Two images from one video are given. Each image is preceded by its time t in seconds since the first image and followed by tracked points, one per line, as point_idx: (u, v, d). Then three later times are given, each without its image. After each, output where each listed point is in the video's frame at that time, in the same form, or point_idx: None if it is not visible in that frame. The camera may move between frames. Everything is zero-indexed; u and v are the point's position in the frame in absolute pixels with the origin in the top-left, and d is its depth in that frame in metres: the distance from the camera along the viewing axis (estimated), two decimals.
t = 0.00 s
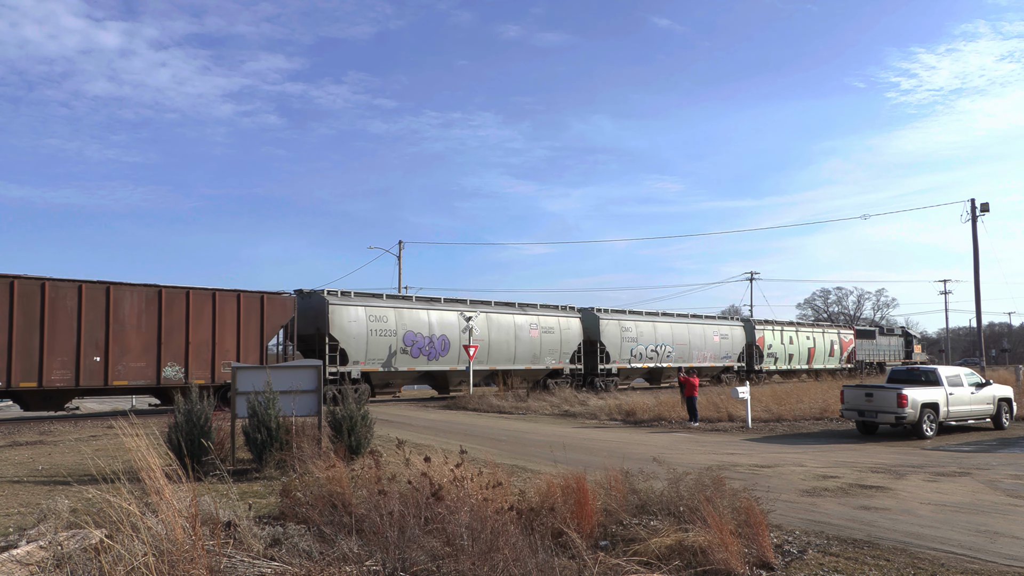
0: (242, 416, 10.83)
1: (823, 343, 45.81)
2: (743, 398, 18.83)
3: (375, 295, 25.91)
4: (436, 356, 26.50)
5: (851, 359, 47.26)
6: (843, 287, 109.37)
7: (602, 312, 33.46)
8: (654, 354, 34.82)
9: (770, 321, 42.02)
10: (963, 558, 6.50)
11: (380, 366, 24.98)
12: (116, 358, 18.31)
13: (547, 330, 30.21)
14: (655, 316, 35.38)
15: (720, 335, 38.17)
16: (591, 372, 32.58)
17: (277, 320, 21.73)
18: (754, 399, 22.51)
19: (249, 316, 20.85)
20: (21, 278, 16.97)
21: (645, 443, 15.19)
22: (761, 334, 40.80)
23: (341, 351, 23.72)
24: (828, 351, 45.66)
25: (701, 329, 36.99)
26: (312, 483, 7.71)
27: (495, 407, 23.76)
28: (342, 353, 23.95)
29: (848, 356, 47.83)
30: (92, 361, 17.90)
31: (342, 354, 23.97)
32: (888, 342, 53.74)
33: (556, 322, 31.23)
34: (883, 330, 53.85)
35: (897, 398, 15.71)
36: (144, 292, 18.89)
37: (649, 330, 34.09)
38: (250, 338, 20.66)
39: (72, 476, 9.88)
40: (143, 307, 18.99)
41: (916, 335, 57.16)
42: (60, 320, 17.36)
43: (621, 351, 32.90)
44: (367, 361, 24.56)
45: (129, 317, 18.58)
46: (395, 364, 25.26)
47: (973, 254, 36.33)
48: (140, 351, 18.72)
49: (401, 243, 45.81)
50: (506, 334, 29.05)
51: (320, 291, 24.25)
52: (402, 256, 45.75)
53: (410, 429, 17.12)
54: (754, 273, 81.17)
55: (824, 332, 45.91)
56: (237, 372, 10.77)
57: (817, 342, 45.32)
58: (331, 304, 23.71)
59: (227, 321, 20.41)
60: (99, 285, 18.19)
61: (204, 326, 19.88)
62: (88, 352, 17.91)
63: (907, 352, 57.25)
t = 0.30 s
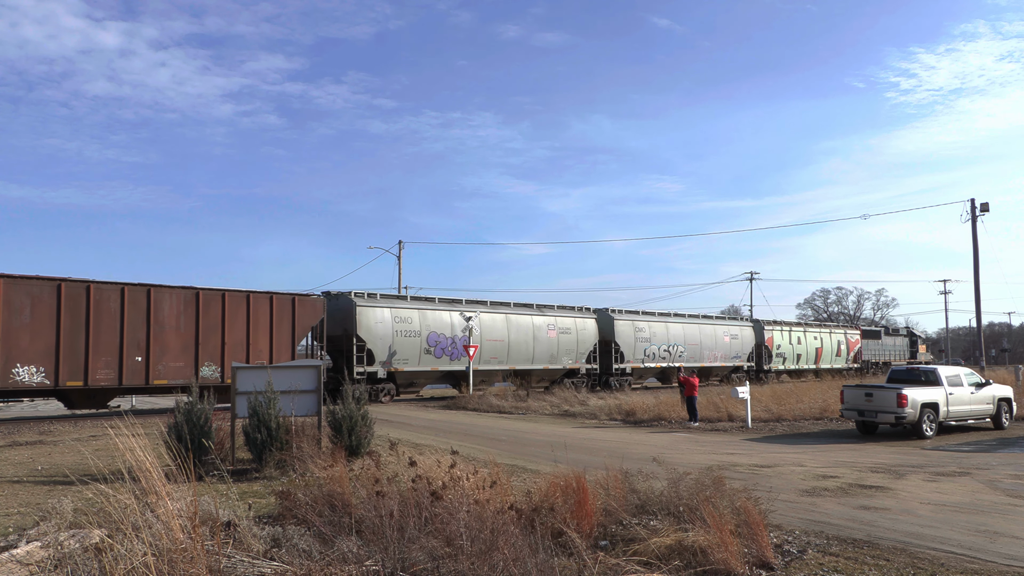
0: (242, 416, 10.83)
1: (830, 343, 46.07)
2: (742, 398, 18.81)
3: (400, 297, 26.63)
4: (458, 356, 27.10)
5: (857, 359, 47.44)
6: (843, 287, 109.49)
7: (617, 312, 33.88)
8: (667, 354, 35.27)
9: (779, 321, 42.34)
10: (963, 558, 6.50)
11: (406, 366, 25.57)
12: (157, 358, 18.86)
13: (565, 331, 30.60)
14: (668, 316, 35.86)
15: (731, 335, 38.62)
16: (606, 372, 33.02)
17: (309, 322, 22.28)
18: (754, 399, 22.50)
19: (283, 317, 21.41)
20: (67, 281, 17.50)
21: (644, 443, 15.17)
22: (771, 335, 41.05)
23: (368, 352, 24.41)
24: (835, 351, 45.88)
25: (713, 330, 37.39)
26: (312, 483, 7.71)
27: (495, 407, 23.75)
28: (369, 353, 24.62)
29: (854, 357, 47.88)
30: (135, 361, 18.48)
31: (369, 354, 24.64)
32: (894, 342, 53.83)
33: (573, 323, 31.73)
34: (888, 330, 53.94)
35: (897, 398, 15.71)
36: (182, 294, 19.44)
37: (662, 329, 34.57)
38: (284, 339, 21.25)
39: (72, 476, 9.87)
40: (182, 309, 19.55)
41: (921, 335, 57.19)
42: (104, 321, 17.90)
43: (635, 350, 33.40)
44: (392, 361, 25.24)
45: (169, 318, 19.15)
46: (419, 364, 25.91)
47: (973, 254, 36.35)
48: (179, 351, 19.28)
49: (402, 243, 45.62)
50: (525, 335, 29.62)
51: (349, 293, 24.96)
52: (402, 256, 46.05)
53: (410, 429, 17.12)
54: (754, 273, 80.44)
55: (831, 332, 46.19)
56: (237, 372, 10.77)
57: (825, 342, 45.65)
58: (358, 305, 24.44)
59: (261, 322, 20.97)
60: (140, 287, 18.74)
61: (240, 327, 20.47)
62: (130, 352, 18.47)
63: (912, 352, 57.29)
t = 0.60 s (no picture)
0: (242, 416, 10.83)
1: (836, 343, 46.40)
2: (742, 398, 18.82)
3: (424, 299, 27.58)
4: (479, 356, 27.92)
5: (863, 359, 47.70)
6: (843, 287, 109.52)
7: (631, 313, 34.56)
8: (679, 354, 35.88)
9: (787, 322, 42.86)
10: (963, 559, 6.50)
11: (430, 366, 26.64)
12: (195, 358, 19.67)
13: (580, 331, 31.50)
14: (680, 316, 36.56)
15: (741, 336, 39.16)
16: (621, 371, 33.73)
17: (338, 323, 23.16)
18: (754, 399, 22.49)
19: (314, 318, 22.26)
20: (111, 283, 18.37)
21: (644, 443, 15.17)
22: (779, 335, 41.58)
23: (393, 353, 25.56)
24: (842, 351, 46.13)
25: (722, 330, 38.04)
26: (312, 483, 7.71)
27: (495, 407, 23.75)
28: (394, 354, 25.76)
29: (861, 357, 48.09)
30: (174, 360, 19.30)
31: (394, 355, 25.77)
32: (899, 342, 53.99)
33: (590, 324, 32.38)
34: (893, 330, 54.11)
35: (897, 398, 15.71)
36: (219, 296, 20.27)
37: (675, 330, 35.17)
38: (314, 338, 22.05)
39: (72, 476, 9.87)
40: (218, 310, 20.39)
41: (926, 335, 57.24)
42: (146, 322, 18.74)
43: (648, 350, 34.02)
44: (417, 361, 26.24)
45: (206, 319, 19.97)
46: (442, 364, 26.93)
47: (973, 254, 36.37)
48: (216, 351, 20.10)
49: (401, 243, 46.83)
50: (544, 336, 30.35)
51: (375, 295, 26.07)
52: (402, 256, 46.56)
53: (410, 429, 17.13)
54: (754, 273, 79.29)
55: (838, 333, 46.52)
56: (237, 372, 10.77)
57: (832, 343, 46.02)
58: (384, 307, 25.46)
59: (293, 323, 21.79)
60: (179, 289, 19.57)
61: (273, 327, 21.27)
62: (169, 352, 19.28)
63: (917, 352, 57.35)
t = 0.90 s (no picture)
0: (242, 416, 10.83)
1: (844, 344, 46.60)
2: (743, 398, 18.83)
3: (446, 300, 28.15)
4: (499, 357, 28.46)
5: (869, 358, 47.84)
6: (843, 287, 109.60)
7: (645, 313, 35.12)
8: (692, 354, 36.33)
9: (796, 322, 43.21)
10: (963, 559, 6.50)
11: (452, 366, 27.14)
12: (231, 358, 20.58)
13: (596, 332, 31.91)
14: (692, 317, 36.97)
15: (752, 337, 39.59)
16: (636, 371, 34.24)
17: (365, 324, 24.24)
18: (754, 399, 22.47)
19: (342, 320, 23.40)
20: (152, 286, 19.15)
21: (644, 443, 15.17)
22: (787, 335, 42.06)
23: (418, 353, 26.07)
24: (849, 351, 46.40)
25: (733, 329, 38.41)
26: (312, 483, 7.72)
27: (495, 407, 23.75)
28: (420, 354, 26.27)
29: (868, 356, 48.27)
30: (212, 360, 20.15)
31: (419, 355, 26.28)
32: (904, 342, 54.08)
33: (606, 325, 32.81)
34: (898, 330, 54.20)
35: (897, 398, 15.71)
36: (253, 299, 21.18)
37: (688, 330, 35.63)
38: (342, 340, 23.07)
39: (72, 476, 9.88)
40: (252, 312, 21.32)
41: (931, 335, 57.24)
42: (186, 323, 19.58)
43: (662, 350, 34.48)
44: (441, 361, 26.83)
45: (242, 321, 20.91)
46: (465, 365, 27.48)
47: (973, 253, 36.36)
48: (251, 351, 21.03)
49: (401, 243, 47.26)
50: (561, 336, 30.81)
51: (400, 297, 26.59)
52: (402, 256, 46.64)
53: (411, 429, 17.14)
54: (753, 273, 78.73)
55: (846, 333, 46.77)
56: (237, 372, 10.78)
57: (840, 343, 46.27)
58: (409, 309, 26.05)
59: (323, 324, 22.85)
60: (217, 292, 20.43)
61: (304, 329, 22.24)
62: (208, 353, 20.15)
63: (922, 352, 57.38)
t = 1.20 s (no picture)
0: (242, 416, 10.83)
1: (850, 344, 46.94)
2: (743, 398, 18.82)
3: (467, 301, 28.67)
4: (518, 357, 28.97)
5: (874, 358, 48.05)
6: (843, 287, 109.65)
7: (657, 314, 35.63)
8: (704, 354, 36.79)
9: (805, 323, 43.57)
10: (963, 558, 6.50)
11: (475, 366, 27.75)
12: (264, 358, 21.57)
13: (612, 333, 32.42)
14: (703, 317, 37.40)
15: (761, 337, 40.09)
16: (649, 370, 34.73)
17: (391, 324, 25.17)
18: (754, 399, 22.46)
19: (369, 321, 24.42)
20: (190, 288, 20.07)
21: (644, 443, 15.16)
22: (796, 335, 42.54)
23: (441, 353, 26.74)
24: (855, 351, 46.81)
25: (743, 330, 38.92)
26: (312, 483, 7.72)
27: (495, 407, 23.75)
28: (442, 354, 26.95)
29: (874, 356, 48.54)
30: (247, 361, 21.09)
31: (442, 355, 26.96)
32: (910, 342, 54.21)
33: (621, 325, 33.26)
34: (903, 330, 54.32)
35: (897, 398, 15.71)
36: (285, 301, 22.16)
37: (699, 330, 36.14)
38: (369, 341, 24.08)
39: (72, 476, 9.87)
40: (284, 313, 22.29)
41: (936, 336, 57.28)
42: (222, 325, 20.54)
43: (674, 350, 34.96)
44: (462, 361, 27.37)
45: (275, 322, 21.90)
46: (486, 365, 27.99)
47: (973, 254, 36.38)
48: (282, 351, 22.02)
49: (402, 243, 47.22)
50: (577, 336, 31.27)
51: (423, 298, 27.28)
52: (402, 256, 46.63)
53: (410, 429, 17.12)
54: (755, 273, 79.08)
55: (852, 333, 47.07)
56: (237, 372, 10.76)
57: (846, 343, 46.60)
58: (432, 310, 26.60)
59: (350, 325, 23.90)
60: (252, 294, 21.42)
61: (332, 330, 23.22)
62: (242, 353, 21.13)
63: (927, 352, 57.41)
